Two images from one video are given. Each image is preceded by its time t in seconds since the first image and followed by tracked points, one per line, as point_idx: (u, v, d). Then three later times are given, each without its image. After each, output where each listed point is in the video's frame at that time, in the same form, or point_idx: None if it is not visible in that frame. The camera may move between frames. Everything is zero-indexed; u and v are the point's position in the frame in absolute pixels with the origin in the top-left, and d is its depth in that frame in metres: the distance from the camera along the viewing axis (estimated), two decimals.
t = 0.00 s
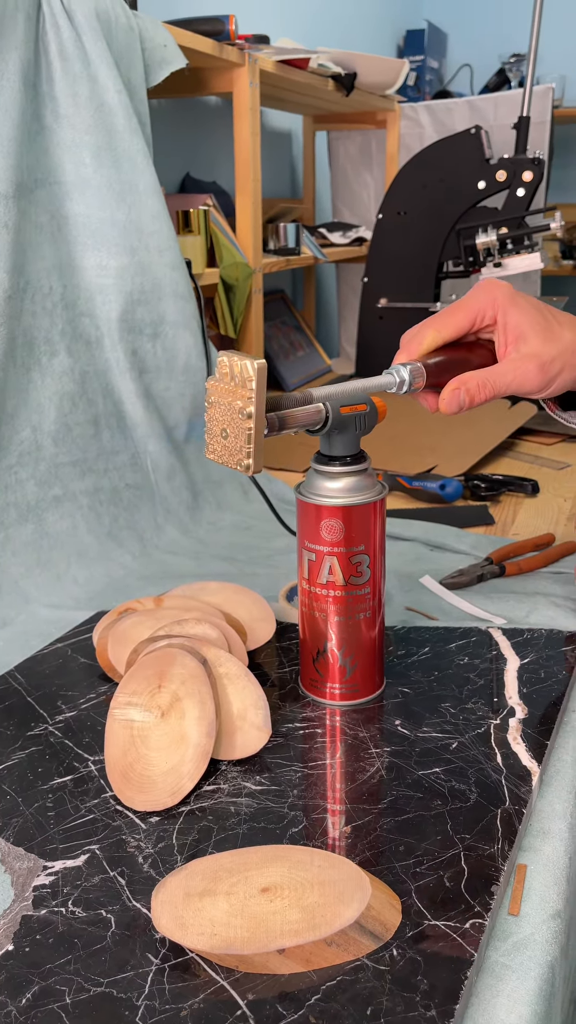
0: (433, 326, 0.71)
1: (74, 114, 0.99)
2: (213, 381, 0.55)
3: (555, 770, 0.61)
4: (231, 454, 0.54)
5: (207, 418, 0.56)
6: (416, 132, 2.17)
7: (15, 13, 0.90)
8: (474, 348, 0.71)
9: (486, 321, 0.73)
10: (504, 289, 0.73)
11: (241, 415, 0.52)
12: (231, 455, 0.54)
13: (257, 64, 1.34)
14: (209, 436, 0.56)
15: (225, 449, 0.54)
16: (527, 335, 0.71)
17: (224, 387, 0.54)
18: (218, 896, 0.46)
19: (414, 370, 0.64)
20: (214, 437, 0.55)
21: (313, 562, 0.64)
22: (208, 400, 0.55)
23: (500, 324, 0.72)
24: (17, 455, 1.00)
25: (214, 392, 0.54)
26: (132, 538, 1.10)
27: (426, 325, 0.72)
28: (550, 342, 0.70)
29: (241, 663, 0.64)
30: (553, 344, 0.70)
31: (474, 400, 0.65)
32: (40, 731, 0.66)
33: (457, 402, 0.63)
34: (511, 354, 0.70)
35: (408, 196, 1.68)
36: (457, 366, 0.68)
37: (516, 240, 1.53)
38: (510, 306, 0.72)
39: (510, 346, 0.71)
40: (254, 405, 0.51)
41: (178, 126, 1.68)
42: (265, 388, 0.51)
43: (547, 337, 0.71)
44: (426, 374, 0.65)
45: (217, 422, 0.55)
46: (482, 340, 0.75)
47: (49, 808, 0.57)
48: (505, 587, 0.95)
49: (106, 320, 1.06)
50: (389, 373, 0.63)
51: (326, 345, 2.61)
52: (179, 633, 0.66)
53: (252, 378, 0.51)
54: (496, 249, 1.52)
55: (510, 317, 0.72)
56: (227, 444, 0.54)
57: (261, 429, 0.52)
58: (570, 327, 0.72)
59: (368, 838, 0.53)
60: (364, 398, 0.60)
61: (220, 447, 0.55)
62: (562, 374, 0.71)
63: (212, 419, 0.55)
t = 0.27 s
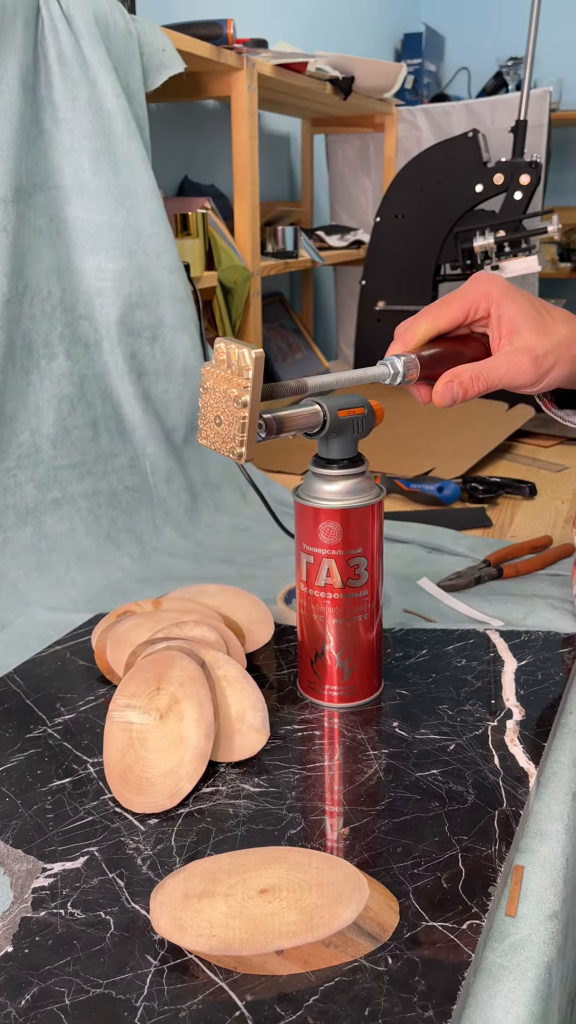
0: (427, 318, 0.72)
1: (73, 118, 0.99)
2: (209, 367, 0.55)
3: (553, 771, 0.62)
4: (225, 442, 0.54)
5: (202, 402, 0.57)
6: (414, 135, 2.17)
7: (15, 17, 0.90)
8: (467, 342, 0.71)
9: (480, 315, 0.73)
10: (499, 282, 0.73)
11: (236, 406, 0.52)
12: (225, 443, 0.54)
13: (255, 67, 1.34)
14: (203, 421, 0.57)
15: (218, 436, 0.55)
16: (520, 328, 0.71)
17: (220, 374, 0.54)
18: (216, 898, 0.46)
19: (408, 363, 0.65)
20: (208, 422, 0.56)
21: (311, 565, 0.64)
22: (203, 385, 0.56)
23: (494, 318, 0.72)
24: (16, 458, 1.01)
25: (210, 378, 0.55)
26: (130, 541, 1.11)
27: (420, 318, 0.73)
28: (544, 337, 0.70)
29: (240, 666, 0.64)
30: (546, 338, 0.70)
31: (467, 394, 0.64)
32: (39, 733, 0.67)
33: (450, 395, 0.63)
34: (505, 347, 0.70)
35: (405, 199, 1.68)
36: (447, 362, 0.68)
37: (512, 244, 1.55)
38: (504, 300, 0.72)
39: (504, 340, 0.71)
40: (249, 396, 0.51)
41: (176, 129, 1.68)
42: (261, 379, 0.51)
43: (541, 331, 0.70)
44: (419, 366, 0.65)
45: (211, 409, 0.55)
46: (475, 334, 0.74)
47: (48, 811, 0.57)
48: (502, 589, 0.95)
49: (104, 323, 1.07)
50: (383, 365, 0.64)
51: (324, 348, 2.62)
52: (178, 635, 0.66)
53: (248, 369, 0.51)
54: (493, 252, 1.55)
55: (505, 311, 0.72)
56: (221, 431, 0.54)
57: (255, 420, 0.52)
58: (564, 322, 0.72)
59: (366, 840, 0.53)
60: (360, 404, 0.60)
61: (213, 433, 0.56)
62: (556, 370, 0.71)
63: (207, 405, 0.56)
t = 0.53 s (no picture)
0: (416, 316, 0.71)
1: (72, 122, 1.00)
2: (198, 383, 0.55)
3: (551, 773, 0.62)
4: (212, 458, 0.54)
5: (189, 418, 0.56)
6: (412, 137, 2.18)
7: (14, 21, 0.90)
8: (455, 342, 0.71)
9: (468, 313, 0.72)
10: (487, 279, 0.72)
11: (224, 423, 0.52)
12: (213, 459, 0.54)
13: (254, 71, 1.35)
14: (191, 436, 0.57)
15: (207, 453, 0.55)
16: (509, 325, 0.69)
17: (208, 390, 0.54)
18: (216, 898, 0.47)
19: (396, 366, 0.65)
20: (196, 439, 0.56)
21: (310, 566, 0.65)
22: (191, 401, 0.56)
23: (483, 316, 0.71)
24: (16, 460, 1.01)
25: (198, 394, 0.55)
26: (130, 543, 1.11)
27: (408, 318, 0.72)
28: (533, 333, 0.69)
29: (239, 667, 0.64)
30: (535, 334, 0.69)
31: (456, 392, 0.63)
32: (39, 735, 0.67)
33: (440, 394, 0.62)
34: (493, 345, 0.69)
35: (404, 202, 1.69)
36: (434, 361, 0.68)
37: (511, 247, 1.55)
38: (492, 297, 0.71)
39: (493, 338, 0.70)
40: (237, 414, 0.51)
41: (175, 132, 1.69)
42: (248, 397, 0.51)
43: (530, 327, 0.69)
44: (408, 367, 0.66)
45: (199, 425, 0.55)
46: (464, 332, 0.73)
47: (48, 812, 0.58)
48: (501, 591, 0.95)
49: (104, 326, 1.07)
50: (369, 367, 0.64)
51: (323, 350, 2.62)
52: (177, 637, 0.67)
53: (235, 388, 0.51)
54: (492, 254, 1.54)
55: (493, 308, 0.71)
56: (209, 448, 0.54)
57: (243, 436, 0.52)
58: (554, 317, 0.70)
59: (365, 840, 0.53)
60: (359, 406, 0.61)
61: (201, 449, 0.56)
62: (546, 366, 0.69)
63: (195, 421, 0.55)
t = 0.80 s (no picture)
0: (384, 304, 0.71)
1: (72, 127, 1.00)
2: (158, 389, 0.54)
3: (547, 772, 0.62)
4: (178, 464, 0.54)
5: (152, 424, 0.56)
6: (410, 141, 2.19)
7: (15, 27, 0.91)
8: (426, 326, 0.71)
9: (439, 298, 0.71)
10: (458, 262, 0.71)
11: (188, 428, 0.52)
12: (178, 465, 0.54)
13: (252, 75, 1.35)
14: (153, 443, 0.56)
15: (171, 459, 0.55)
16: (480, 311, 0.70)
17: (169, 396, 0.54)
18: (215, 896, 0.47)
19: (365, 356, 0.64)
20: (159, 446, 0.56)
21: (308, 568, 0.65)
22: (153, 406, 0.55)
23: (454, 300, 0.71)
24: (16, 463, 1.01)
25: (161, 400, 0.54)
26: (129, 545, 1.11)
27: (379, 303, 0.71)
28: (504, 318, 0.70)
29: (238, 668, 0.65)
30: (506, 319, 0.70)
31: (427, 379, 0.65)
32: (39, 735, 0.67)
33: (410, 384, 0.64)
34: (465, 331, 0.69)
35: (401, 206, 1.70)
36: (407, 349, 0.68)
37: (508, 252, 1.55)
38: (463, 281, 0.70)
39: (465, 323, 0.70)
40: (200, 420, 0.51)
41: (174, 137, 1.69)
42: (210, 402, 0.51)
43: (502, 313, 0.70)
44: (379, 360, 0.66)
45: (162, 432, 0.55)
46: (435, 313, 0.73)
47: (48, 812, 0.58)
48: (498, 592, 0.96)
49: (103, 329, 1.07)
50: (338, 359, 0.63)
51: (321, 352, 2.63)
52: (176, 638, 0.67)
53: (196, 392, 0.51)
54: (489, 258, 1.54)
55: (464, 292, 0.70)
56: (173, 454, 0.54)
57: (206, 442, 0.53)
58: (525, 301, 0.71)
59: (362, 839, 0.54)
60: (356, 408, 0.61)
61: (166, 456, 0.55)
62: (516, 349, 0.71)
63: (157, 427, 0.55)
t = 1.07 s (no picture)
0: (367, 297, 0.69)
1: (71, 129, 1.00)
2: (138, 398, 0.54)
3: (545, 773, 0.63)
4: (163, 472, 0.54)
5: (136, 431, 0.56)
6: (409, 143, 2.19)
7: (14, 30, 0.91)
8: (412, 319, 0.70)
9: (424, 290, 0.70)
10: (442, 253, 0.70)
11: (170, 438, 0.52)
12: (164, 473, 0.54)
13: (251, 78, 1.36)
14: (138, 450, 0.56)
15: (157, 466, 0.55)
16: (466, 302, 0.69)
17: (150, 404, 0.53)
18: (215, 896, 0.47)
19: (349, 354, 0.63)
20: (144, 453, 0.55)
21: (307, 569, 0.65)
22: (135, 414, 0.55)
23: (438, 292, 0.70)
24: (15, 464, 1.01)
25: (142, 409, 0.54)
26: (128, 547, 1.11)
27: (362, 298, 0.70)
28: (490, 309, 0.69)
29: (237, 669, 0.65)
30: (492, 310, 0.69)
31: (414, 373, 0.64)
32: (39, 737, 0.67)
33: (396, 378, 0.62)
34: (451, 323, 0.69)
35: (400, 208, 1.70)
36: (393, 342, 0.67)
37: (507, 252, 1.55)
38: (447, 272, 0.69)
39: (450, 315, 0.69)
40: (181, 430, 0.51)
41: (173, 139, 1.70)
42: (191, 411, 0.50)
43: (487, 304, 0.69)
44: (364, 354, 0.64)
45: (146, 440, 0.55)
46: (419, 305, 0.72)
47: (48, 813, 0.58)
48: (497, 593, 0.96)
49: (102, 331, 1.08)
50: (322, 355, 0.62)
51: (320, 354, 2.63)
52: (176, 639, 0.67)
53: (176, 402, 0.50)
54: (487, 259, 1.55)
55: (448, 284, 0.70)
56: (159, 462, 0.54)
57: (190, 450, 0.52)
58: (510, 292, 0.71)
59: (361, 840, 0.54)
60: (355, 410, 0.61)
61: (152, 463, 0.55)
62: (503, 340, 0.71)
63: (141, 435, 0.55)
